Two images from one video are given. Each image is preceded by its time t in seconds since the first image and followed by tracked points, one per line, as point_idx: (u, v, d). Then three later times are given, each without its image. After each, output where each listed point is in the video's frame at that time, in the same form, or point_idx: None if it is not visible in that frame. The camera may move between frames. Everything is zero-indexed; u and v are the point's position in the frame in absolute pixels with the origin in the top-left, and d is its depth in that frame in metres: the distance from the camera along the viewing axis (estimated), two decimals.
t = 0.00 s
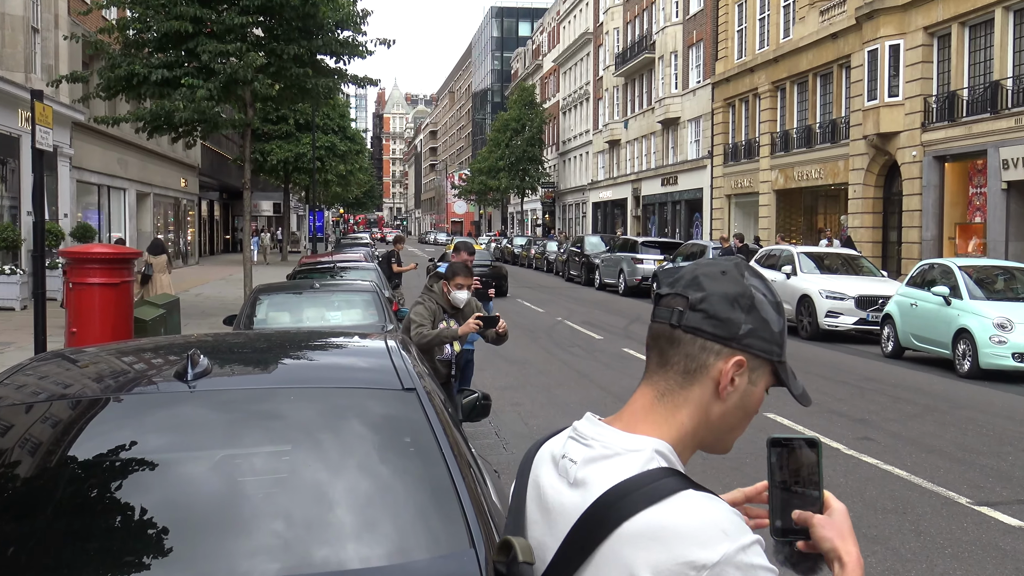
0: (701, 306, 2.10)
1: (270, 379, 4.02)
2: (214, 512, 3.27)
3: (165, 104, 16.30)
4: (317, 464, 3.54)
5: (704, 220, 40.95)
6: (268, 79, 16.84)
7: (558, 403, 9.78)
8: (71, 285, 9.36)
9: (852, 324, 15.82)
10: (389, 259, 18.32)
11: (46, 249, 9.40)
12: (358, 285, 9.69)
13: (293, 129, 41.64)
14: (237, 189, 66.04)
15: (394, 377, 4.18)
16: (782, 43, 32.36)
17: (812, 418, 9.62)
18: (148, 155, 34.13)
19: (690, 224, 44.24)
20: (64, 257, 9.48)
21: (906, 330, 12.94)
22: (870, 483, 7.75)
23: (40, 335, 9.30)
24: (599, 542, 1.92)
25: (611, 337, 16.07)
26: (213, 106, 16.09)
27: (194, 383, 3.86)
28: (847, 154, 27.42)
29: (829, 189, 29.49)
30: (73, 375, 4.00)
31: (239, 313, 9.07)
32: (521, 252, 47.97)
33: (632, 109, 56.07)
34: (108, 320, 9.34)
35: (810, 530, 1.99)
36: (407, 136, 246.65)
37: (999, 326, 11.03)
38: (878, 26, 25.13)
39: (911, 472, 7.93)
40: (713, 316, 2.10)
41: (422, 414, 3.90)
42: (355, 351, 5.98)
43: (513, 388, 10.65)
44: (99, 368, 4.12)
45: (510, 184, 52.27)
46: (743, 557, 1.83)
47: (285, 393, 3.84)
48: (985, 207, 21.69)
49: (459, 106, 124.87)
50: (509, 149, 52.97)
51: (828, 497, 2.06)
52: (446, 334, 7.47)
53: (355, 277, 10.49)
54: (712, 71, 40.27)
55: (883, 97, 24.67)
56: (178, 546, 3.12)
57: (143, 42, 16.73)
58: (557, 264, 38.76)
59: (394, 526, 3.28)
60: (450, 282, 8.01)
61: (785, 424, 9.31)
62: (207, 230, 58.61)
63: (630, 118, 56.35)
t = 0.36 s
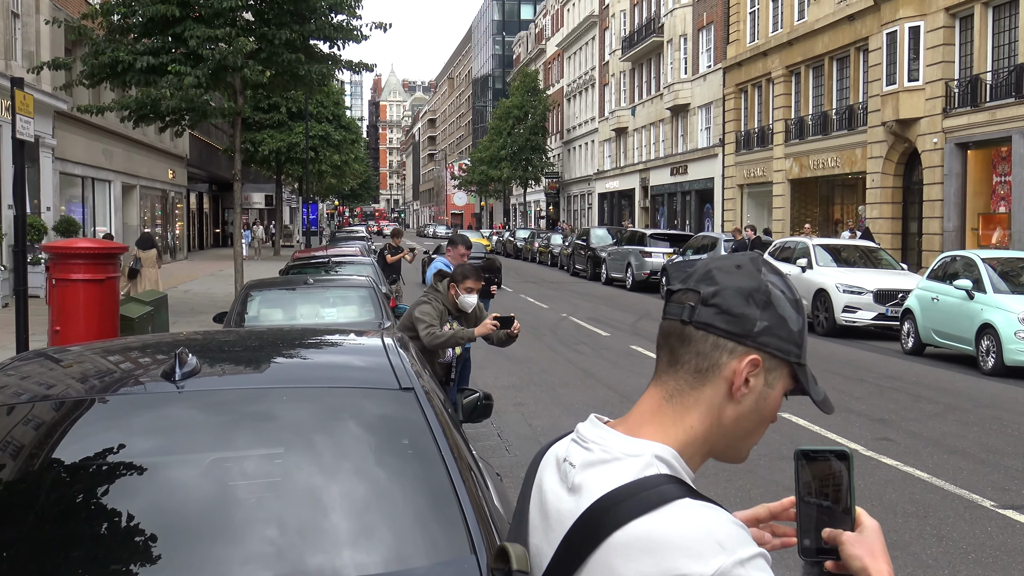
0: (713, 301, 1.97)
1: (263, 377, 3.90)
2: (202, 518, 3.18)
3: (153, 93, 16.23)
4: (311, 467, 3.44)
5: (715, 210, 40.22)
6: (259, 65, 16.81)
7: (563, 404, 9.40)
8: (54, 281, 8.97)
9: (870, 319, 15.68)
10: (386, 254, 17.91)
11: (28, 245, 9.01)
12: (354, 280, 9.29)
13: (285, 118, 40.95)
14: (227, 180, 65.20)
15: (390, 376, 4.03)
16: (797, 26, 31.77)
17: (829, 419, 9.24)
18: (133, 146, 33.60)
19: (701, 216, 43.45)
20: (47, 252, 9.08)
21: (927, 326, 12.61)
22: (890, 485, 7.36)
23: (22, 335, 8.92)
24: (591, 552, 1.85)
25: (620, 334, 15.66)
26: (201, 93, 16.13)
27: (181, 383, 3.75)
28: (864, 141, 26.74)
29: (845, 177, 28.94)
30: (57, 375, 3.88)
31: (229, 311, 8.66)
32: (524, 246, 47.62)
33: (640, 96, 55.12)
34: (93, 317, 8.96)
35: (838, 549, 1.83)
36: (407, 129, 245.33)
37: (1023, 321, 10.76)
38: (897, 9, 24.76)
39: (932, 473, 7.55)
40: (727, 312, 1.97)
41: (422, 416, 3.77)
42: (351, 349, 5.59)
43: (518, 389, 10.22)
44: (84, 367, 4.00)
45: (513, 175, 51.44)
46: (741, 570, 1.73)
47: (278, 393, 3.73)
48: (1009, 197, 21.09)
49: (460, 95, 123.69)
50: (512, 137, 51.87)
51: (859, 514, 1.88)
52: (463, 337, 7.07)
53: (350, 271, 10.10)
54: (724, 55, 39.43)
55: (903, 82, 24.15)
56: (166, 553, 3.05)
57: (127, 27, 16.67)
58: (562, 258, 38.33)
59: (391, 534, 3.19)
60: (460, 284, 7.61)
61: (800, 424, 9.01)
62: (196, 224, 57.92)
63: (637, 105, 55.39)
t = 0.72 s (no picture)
0: (741, 299, 2.02)
1: (254, 378, 3.84)
2: (191, 528, 3.14)
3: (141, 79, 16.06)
4: (306, 473, 3.39)
5: (729, 202, 39.52)
6: (251, 52, 16.59)
7: (565, 404, 9.09)
8: (37, 276, 8.61)
9: (889, 318, 15.34)
10: (383, 249, 17.53)
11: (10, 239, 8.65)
12: (350, 276, 8.94)
13: (280, 107, 40.45)
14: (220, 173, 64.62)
15: (388, 375, 3.96)
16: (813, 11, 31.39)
17: (846, 422, 8.90)
18: (120, 136, 33.20)
19: (713, 209, 42.78)
20: (30, 247, 8.73)
21: (948, 324, 12.27)
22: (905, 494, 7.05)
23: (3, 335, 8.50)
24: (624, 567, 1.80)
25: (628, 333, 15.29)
26: (189, 80, 15.92)
27: (169, 384, 3.69)
28: (883, 130, 26.26)
29: (865, 169, 28.55)
30: (40, 375, 3.84)
31: (220, 308, 8.30)
32: (529, 241, 47.29)
33: (650, 84, 54.19)
34: (78, 313, 8.60)
35: (820, 541, 1.95)
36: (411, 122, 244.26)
37: None
38: None
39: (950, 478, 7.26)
40: (751, 311, 2.02)
41: (419, 419, 3.69)
42: (346, 348, 5.21)
43: (521, 390, 9.85)
44: (69, 366, 3.99)
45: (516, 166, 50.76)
46: None
47: (272, 395, 3.68)
48: None
49: (464, 86, 122.67)
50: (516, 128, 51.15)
51: (835, 502, 2.05)
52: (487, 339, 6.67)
53: (347, 267, 9.74)
54: (737, 42, 38.67)
55: (925, 70, 23.51)
56: (154, 563, 3.03)
57: (115, 12, 16.47)
58: (569, 253, 37.86)
59: (390, 541, 3.15)
60: (466, 283, 7.29)
61: (814, 426, 8.73)
62: (188, 217, 57.43)
63: (647, 93, 54.48)
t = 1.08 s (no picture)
0: (774, 297, 1.99)
1: (250, 379, 3.85)
2: (183, 533, 3.09)
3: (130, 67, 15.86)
4: (305, 480, 3.35)
5: (744, 193, 38.80)
6: (244, 38, 16.35)
7: (572, 405, 8.78)
8: (23, 274, 8.47)
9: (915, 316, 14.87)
10: (382, 244, 17.14)
11: None
12: (349, 273, 8.57)
13: (274, 96, 39.83)
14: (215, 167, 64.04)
15: (389, 378, 3.99)
16: None
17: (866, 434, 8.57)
18: (108, 127, 32.80)
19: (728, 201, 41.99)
20: (14, 243, 8.54)
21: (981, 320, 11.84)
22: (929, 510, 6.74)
23: None
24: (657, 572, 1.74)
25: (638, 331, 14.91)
26: (180, 68, 15.73)
27: (160, 384, 3.69)
28: (907, 119, 25.53)
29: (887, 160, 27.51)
30: (26, 376, 3.85)
31: (212, 306, 7.94)
32: (536, 235, 46.75)
33: (662, 71, 53.27)
34: (65, 313, 8.46)
35: (814, 527, 1.88)
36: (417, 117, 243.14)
37: None
38: None
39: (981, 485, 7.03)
40: (783, 308, 2.00)
41: (422, 421, 3.71)
42: (343, 346, 4.86)
43: (527, 391, 9.49)
44: (59, 366, 4.01)
45: (523, 158, 50.09)
46: None
47: (266, 396, 3.68)
48: None
49: (468, 76, 121.38)
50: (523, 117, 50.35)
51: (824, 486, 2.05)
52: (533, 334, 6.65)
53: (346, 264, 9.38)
54: (752, 26, 37.89)
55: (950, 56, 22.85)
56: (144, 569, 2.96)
57: None
58: (577, 247, 37.38)
59: (393, 547, 3.10)
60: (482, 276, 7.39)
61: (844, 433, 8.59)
62: (180, 210, 56.92)
63: (659, 81, 53.57)
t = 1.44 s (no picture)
0: (801, 290, 1.96)
1: (242, 378, 3.62)
2: (172, 541, 2.91)
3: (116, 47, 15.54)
4: (300, 485, 3.15)
5: (766, 180, 38.01)
6: (236, 18, 16.00)
7: (585, 404, 8.44)
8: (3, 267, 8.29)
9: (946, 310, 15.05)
10: (381, 235, 16.71)
11: None
12: (348, 265, 8.13)
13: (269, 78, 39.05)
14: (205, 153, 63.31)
15: (391, 376, 3.76)
16: None
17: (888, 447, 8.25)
18: (92, 111, 32.35)
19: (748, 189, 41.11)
20: None
21: None
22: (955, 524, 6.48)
23: None
24: None
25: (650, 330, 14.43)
26: (168, 48, 15.39)
27: (148, 385, 3.48)
28: (939, 102, 24.76)
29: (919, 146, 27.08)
30: (5, 375, 3.60)
31: (202, 301, 7.48)
32: (546, 225, 46.10)
33: (677, 53, 52.27)
34: (47, 308, 8.30)
35: (834, 524, 1.90)
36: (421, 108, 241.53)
37: None
38: None
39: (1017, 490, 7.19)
40: (811, 302, 1.96)
41: (424, 420, 3.48)
42: (342, 344, 4.42)
43: (535, 391, 9.13)
44: (35, 365, 3.73)
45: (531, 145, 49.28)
46: None
47: (258, 395, 3.45)
48: None
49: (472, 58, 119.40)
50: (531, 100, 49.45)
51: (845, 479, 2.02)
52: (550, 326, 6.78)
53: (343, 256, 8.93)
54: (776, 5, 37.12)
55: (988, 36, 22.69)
56: None
57: None
58: (588, 239, 36.81)
59: (394, 558, 2.91)
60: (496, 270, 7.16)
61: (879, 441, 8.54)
62: (166, 201, 56.33)
63: (674, 64, 52.60)
